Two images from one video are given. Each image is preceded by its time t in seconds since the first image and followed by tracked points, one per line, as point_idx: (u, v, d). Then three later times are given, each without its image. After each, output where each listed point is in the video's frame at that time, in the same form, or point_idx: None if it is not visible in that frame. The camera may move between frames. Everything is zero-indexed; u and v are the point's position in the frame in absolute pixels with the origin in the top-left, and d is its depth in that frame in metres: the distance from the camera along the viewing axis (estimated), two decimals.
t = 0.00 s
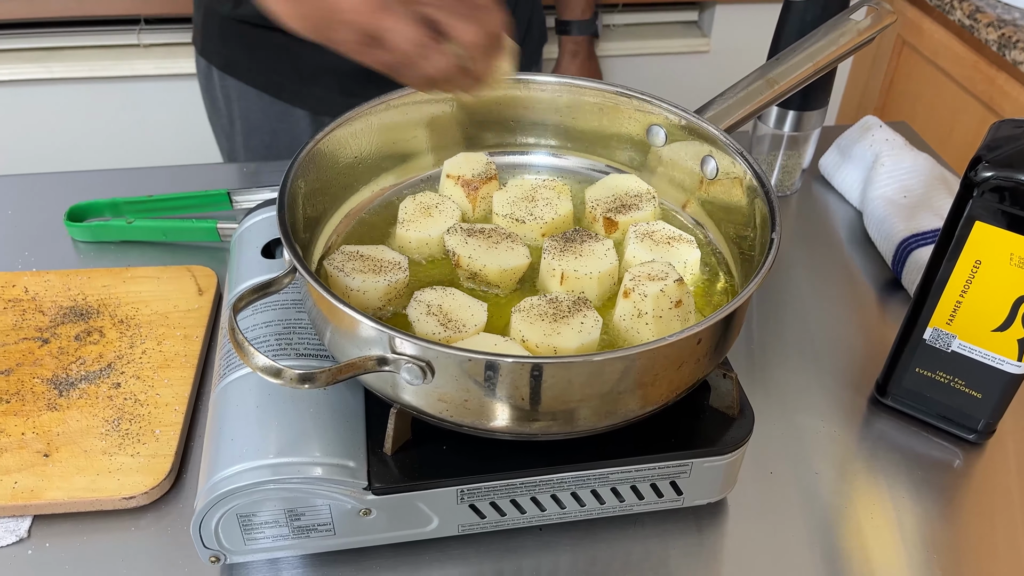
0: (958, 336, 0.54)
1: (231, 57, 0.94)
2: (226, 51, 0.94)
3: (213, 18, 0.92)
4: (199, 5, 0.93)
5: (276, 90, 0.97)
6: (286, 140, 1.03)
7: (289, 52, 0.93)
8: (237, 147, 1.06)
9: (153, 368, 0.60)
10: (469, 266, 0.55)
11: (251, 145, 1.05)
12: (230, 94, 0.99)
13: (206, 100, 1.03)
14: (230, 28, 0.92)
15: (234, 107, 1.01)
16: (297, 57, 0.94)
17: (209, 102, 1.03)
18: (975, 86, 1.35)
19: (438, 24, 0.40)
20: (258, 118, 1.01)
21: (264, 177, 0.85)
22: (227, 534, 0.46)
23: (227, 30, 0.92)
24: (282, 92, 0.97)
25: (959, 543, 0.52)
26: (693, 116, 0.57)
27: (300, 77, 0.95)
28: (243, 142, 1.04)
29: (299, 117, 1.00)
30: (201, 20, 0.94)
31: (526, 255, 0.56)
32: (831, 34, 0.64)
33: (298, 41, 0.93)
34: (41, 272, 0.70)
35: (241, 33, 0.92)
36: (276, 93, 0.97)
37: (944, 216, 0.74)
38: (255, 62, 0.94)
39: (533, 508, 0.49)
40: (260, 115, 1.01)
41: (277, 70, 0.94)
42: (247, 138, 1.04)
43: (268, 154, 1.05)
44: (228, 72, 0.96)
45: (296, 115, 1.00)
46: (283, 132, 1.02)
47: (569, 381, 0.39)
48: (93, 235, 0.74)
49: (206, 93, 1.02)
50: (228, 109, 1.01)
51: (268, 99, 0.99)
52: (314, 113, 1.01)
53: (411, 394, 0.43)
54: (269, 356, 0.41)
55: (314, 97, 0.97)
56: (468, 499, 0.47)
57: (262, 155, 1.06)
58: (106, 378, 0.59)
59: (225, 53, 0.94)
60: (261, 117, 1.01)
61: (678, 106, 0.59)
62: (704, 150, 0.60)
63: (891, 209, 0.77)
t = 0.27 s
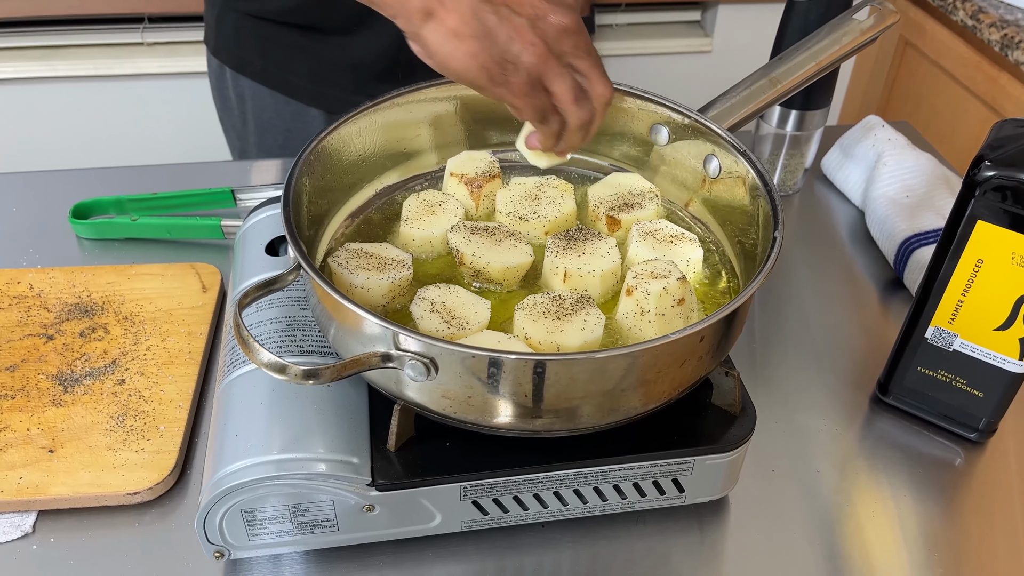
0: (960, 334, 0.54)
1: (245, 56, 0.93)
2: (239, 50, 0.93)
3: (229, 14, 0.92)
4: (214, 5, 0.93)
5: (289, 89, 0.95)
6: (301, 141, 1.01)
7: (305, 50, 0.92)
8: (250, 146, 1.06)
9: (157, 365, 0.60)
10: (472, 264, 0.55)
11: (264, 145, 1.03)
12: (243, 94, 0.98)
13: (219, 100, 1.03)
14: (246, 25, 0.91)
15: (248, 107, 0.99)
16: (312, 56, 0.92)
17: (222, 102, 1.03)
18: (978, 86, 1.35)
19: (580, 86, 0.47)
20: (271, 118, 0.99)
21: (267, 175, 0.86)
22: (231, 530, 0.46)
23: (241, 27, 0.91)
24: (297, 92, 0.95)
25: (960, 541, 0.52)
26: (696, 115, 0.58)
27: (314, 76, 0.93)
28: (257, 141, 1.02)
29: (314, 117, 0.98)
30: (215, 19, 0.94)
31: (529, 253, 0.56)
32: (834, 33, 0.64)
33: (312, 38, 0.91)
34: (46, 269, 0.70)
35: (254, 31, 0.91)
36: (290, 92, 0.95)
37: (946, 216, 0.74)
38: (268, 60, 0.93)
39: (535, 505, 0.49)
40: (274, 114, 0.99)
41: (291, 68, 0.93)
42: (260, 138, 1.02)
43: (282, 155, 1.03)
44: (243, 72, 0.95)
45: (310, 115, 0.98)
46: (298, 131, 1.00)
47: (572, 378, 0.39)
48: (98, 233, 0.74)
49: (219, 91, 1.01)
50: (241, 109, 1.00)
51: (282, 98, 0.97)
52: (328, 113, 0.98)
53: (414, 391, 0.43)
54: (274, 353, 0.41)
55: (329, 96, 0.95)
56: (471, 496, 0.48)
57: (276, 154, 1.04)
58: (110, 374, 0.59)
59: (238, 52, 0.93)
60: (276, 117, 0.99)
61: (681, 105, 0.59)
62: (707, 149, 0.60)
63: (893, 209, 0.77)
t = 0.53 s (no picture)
0: (961, 338, 0.54)
1: (249, 57, 0.93)
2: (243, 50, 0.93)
3: (234, 14, 0.92)
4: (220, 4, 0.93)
5: (293, 90, 0.95)
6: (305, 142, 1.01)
7: (309, 52, 0.92)
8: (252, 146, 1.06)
9: (160, 365, 0.60)
10: (474, 265, 0.55)
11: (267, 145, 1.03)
12: (246, 94, 0.98)
13: (222, 99, 1.03)
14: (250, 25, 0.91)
15: (251, 107, 0.99)
16: (316, 56, 0.92)
17: (225, 101, 1.03)
18: (980, 89, 1.35)
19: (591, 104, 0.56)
20: (275, 118, 0.99)
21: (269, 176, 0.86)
22: (234, 530, 0.46)
23: (246, 27, 0.91)
24: (301, 93, 0.95)
25: (960, 544, 0.52)
26: (698, 118, 0.58)
27: (318, 77, 0.93)
28: (260, 140, 1.02)
29: (318, 117, 0.98)
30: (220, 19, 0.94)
31: (531, 255, 0.56)
32: (836, 36, 0.64)
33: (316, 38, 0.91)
34: (49, 270, 0.70)
35: (258, 32, 0.91)
36: (294, 93, 0.95)
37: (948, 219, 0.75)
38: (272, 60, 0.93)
39: (537, 507, 0.49)
40: (277, 115, 0.99)
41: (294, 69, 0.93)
42: (264, 138, 1.02)
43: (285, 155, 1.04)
44: (246, 72, 0.96)
45: (314, 116, 0.98)
46: (301, 132, 1.00)
47: (574, 380, 0.39)
48: (101, 233, 0.74)
49: (222, 90, 1.02)
50: (244, 109, 1.00)
51: (286, 99, 0.97)
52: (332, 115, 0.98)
53: (417, 393, 0.43)
54: (277, 354, 0.42)
55: (332, 97, 0.95)
56: (472, 498, 0.48)
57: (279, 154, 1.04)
58: (113, 374, 0.59)
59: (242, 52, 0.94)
60: (279, 117, 0.99)
61: (683, 108, 0.59)
62: (708, 152, 0.60)
63: (895, 212, 0.77)
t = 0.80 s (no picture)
0: (964, 340, 0.54)
1: (256, 53, 0.94)
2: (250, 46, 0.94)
3: (241, 10, 0.92)
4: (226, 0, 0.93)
5: (298, 87, 0.96)
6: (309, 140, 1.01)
7: (316, 50, 0.92)
8: (256, 144, 1.06)
9: (161, 365, 0.60)
10: (476, 266, 0.55)
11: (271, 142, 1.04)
12: (252, 90, 0.98)
13: (228, 95, 1.04)
14: (257, 21, 0.91)
15: (256, 104, 1.00)
16: (322, 54, 0.92)
17: (230, 97, 1.03)
18: (982, 90, 1.35)
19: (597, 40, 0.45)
20: (280, 115, 0.99)
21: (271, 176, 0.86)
22: (235, 530, 0.46)
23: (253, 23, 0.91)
24: (306, 90, 0.96)
25: (963, 547, 0.52)
26: (700, 119, 0.58)
27: (323, 75, 0.94)
28: (264, 137, 1.03)
29: (322, 115, 0.98)
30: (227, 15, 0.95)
31: (533, 256, 0.56)
32: (838, 37, 0.64)
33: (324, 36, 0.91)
34: (52, 270, 0.70)
35: (265, 29, 0.91)
36: (299, 91, 0.96)
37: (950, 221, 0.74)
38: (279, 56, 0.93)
39: (538, 508, 0.49)
40: (282, 112, 0.99)
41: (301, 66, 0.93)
42: (268, 135, 1.02)
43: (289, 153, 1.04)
44: (253, 69, 0.96)
45: (319, 114, 0.99)
46: (306, 130, 1.01)
47: (576, 381, 0.39)
48: (103, 233, 0.74)
49: (228, 86, 1.02)
50: (249, 106, 1.00)
51: (291, 97, 0.97)
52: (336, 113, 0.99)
53: (419, 393, 0.43)
54: (279, 355, 0.42)
55: (337, 96, 0.96)
56: (474, 498, 0.48)
57: (282, 152, 1.04)
58: (115, 374, 0.59)
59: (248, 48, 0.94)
60: (284, 114, 0.99)
61: (686, 109, 0.59)
62: (711, 153, 0.60)
63: (897, 213, 0.77)
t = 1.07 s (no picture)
0: (964, 341, 0.54)
1: (277, 43, 0.94)
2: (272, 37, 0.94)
3: None
4: None
5: (318, 78, 0.96)
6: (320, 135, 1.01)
7: (336, 41, 0.92)
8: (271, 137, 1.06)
9: (163, 365, 0.60)
10: (477, 266, 0.55)
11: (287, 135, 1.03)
12: (272, 80, 0.98)
13: (248, 86, 1.04)
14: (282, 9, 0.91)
15: (275, 93, 0.99)
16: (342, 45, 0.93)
17: (250, 87, 1.03)
18: (984, 92, 1.35)
19: None
20: (297, 107, 0.99)
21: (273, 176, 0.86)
22: (236, 530, 0.46)
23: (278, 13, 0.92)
24: (324, 81, 0.96)
25: (963, 548, 0.52)
26: (701, 120, 0.58)
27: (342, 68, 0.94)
28: (281, 128, 1.02)
29: (339, 108, 0.99)
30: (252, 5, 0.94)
31: (535, 256, 0.56)
32: (839, 39, 0.64)
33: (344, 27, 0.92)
34: (54, 269, 0.71)
35: (287, 18, 0.91)
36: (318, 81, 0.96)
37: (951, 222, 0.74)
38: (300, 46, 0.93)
39: (539, 508, 0.49)
40: (298, 103, 0.99)
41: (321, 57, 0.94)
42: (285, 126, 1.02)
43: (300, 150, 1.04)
44: (274, 59, 0.96)
45: (328, 111, 0.99)
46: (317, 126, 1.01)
47: (576, 381, 0.39)
48: (104, 233, 0.74)
49: (248, 76, 1.02)
50: (268, 96, 1.00)
51: (310, 88, 0.97)
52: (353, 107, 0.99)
53: (420, 393, 0.43)
54: (280, 354, 0.42)
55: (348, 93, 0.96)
56: (475, 498, 0.48)
57: (290, 150, 1.04)
58: (116, 374, 0.60)
59: (271, 38, 0.94)
60: (301, 105, 0.99)
61: (687, 109, 0.59)
62: (712, 154, 0.60)
63: (898, 215, 0.77)
